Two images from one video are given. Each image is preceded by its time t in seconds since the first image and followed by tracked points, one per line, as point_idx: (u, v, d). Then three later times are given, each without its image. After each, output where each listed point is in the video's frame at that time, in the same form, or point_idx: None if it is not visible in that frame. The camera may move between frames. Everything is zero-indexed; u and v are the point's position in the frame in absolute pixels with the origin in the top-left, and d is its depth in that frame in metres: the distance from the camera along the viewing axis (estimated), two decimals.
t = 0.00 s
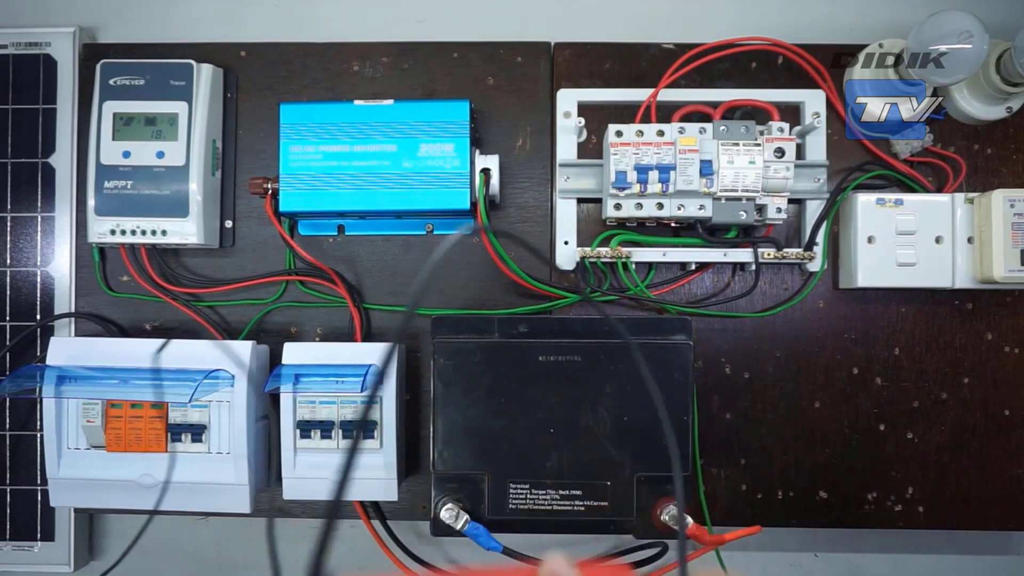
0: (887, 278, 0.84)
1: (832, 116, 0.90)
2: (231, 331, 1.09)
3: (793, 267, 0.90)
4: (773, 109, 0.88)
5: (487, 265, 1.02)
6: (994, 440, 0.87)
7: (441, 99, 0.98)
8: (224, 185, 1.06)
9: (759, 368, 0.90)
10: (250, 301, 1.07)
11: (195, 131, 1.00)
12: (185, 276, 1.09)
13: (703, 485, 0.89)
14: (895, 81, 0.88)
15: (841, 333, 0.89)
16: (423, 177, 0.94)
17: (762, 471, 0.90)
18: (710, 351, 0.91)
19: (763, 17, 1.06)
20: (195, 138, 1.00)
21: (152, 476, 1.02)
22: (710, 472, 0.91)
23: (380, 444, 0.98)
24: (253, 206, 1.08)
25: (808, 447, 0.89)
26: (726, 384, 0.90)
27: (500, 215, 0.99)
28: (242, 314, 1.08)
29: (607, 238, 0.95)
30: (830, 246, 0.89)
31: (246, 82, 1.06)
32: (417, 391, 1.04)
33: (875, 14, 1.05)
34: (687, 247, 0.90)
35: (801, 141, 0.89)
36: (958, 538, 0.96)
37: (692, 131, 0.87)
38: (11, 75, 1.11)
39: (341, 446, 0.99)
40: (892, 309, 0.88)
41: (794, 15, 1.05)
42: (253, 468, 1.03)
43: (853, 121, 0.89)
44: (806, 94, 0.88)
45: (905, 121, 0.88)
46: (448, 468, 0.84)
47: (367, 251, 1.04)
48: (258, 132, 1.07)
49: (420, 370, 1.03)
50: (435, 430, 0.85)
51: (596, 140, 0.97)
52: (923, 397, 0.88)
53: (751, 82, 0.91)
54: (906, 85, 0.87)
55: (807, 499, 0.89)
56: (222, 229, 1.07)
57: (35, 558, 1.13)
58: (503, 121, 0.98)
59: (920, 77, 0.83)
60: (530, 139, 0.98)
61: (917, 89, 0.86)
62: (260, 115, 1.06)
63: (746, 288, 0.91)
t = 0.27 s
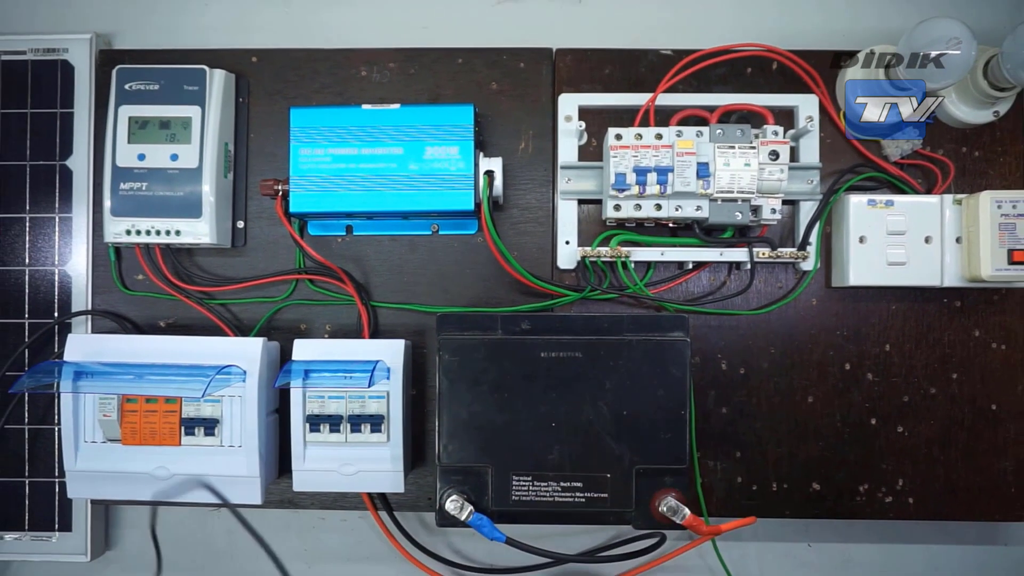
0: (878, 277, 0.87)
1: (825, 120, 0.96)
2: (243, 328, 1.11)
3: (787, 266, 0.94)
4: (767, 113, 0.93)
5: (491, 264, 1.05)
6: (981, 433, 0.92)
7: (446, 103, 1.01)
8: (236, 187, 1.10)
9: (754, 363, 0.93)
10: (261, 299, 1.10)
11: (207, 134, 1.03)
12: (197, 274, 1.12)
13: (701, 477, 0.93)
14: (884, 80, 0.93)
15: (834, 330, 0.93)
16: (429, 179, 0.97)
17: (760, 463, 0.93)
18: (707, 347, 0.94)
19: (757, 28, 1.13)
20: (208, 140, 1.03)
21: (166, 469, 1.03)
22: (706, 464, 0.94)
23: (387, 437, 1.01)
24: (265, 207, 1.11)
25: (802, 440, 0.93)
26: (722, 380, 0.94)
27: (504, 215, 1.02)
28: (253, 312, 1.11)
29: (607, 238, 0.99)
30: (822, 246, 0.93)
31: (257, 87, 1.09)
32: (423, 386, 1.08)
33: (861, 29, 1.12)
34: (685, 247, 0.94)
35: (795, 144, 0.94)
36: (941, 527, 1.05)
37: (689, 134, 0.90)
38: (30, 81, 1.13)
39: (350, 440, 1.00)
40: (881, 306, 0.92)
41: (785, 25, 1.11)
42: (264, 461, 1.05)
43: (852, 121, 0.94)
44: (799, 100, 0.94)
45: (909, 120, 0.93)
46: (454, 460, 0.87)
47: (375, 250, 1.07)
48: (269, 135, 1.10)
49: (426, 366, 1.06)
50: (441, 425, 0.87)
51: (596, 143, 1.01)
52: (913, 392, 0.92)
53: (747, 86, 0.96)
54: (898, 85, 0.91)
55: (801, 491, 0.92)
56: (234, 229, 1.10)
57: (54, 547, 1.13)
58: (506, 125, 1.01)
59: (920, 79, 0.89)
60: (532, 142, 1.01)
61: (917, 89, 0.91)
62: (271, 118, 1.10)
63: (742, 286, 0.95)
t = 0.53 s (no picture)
0: (872, 276, 0.91)
1: (819, 123, 1.01)
2: (251, 326, 1.13)
3: (782, 266, 0.98)
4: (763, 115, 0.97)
5: (493, 264, 1.07)
6: (972, 428, 0.97)
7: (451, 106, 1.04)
8: (245, 188, 1.12)
9: (750, 361, 0.98)
10: (270, 297, 1.12)
11: (216, 137, 1.05)
12: (206, 273, 1.13)
13: (699, 471, 0.97)
14: (876, 81, 0.99)
15: (828, 328, 0.97)
16: (434, 180, 0.99)
17: (755, 458, 0.97)
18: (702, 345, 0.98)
19: (752, 34, 1.17)
20: (217, 142, 1.05)
21: (177, 463, 1.01)
22: (704, 458, 0.98)
23: (392, 432, 1.01)
24: (273, 208, 1.14)
25: (797, 434, 0.97)
26: (719, 376, 0.98)
27: (506, 216, 1.04)
28: (262, 310, 1.13)
29: (607, 238, 1.02)
30: (817, 246, 0.98)
31: (265, 90, 1.12)
32: (428, 383, 1.10)
33: (851, 36, 1.17)
34: (683, 246, 0.97)
35: (790, 146, 0.99)
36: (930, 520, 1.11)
37: (687, 136, 0.92)
38: (44, 86, 1.16)
39: (356, 435, 1.01)
40: (875, 305, 0.97)
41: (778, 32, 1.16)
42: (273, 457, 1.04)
43: (853, 119, 0.99)
44: (794, 103, 0.99)
45: (906, 119, 0.99)
46: (458, 455, 0.88)
47: (380, 250, 1.10)
48: (277, 137, 1.13)
49: (431, 363, 1.09)
50: (446, 420, 0.89)
51: (596, 145, 1.05)
52: (906, 388, 0.97)
53: (743, 90, 1.01)
54: (890, 86, 0.98)
55: (796, 485, 0.96)
56: (243, 229, 1.12)
57: (67, 540, 1.14)
58: (509, 128, 1.04)
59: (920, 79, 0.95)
60: (534, 144, 1.04)
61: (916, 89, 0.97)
62: (279, 121, 1.12)
63: (739, 285, 0.99)
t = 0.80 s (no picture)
0: (867, 275, 0.95)
1: (816, 125, 1.03)
2: (257, 324, 1.15)
3: (779, 265, 1.01)
4: (761, 117, 1.00)
5: (495, 263, 1.09)
6: (967, 424, 1.00)
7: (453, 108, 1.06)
8: (250, 188, 1.14)
9: (747, 359, 1.00)
10: (275, 296, 1.13)
11: (223, 138, 1.07)
12: (213, 272, 1.15)
13: (697, 468, 0.99)
14: (870, 81, 1.00)
15: (824, 326, 1.01)
16: (437, 181, 1.00)
17: (752, 454, 1.00)
18: (700, 343, 1.01)
19: (749, 39, 1.20)
20: (224, 144, 1.07)
21: (183, 459, 1.02)
22: (703, 455, 1.00)
23: (396, 429, 1.02)
24: (278, 208, 1.15)
25: (794, 431, 1.00)
26: (717, 373, 1.00)
27: (508, 216, 1.06)
28: (267, 309, 1.14)
29: (607, 238, 1.03)
30: (814, 246, 1.01)
31: (271, 92, 1.14)
32: (431, 380, 1.12)
33: (846, 41, 1.19)
34: (681, 246, 0.98)
35: (787, 147, 1.00)
36: (924, 516, 1.14)
37: (685, 138, 0.93)
38: (53, 90, 1.18)
39: (360, 432, 1.02)
40: (870, 304, 1.00)
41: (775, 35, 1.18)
42: (278, 453, 1.05)
43: (851, 118, 1.01)
44: (791, 105, 1.01)
45: (905, 119, 1.01)
46: (460, 451, 0.90)
47: (384, 250, 1.12)
48: (282, 139, 1.14)
49: (434, 361, 1.11)
50: (449, 417, 0.90)
51: (596, 147, 1.06)
52: (901, 386, 1.00)
53: (740, 93, 1.03)
54: (886, 87, 1.00)
55: (793, 481, 0.99)
56: (248, 229, 1.14)
57: (76, 535, 1.16)
58: (510, 130, 1.06)
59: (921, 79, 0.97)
60: (535, 145, 1.06)
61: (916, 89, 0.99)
62: (284, 122, 1.14)
63: (737, 284, 1.01)
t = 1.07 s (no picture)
0: (865, 275, 0.96)
1: (815, 126, 1.04)
2: (259, 324, 1.15)
3: (778, 265, 1.01)
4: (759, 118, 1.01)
5: (496, 263, 1.10)
6: (964, 423, 1.00)
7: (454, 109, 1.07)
8: (253, 189, 1.14)
9: (746, 358, 1.01)
10: (277, 296, 1.14)
11: (226, 139, 1.08)
12: (216, 272, 1.16)
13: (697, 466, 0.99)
14: (868, 81, 1.01)
15: (823, 326, 1.01)
16: (438, 182, 1.01)
17: (751, 453, 1.00)
18: (700, 343, 1.02)
19: (747, 40, 1.20)
20: (227, 145, 1.08)
21: (186, 458, 1.02)
22: (702, 453, 1.01)
23: (397, 428, 1.03)
24: (280, 209, 1.16)
25: (792, 430, 1.01)
26: (716, 372, 1.01)
27: (509, 216, 1.07)
28: (270, 308, 1.15)
29: (607, 238, 1.04)
30: (812, 245, 1.02)
31: (273, 93, 1.15)
32: (432, 379, 1.13)
33: (845, 42, 1.19)
34: (681, 246, 0.99)
35: (786, 148, 1.01)
36: (923, 514, 1.14)
37: (685, 139, 0.94)
38: (57, 91, 1.19)
39: (362, 431, 1.02)
40: (869, 303, 1.01)
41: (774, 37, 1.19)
42: (281, 452, 1.05)
43: (851, 118, 1.01)
44: (790, 106, 1.01)
45: (904, 119, 1.01)
46: (461, 449, 0.91)
47: (386, 250, 1.13)
48: (284, 139, 1.15)
49: (435, 360, 1.12)
50: (450, 416, 0.91)
51: (596, 147, 1.07)
52: (899, 385, 1.01)
53: (739, 94, 1.05)
54: (886, 87, 1.01)
55: (791, 479, 1.00)
56: (251, 230, 1.15)
57: (80, 533, 1.17)
58: (511, 130, 1.07)
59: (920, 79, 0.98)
60: (535, 146, 1.07)
61: (917, 89, 0.99)
62: (287, 123, 1.15)
63: (736, 283, 1.02)
